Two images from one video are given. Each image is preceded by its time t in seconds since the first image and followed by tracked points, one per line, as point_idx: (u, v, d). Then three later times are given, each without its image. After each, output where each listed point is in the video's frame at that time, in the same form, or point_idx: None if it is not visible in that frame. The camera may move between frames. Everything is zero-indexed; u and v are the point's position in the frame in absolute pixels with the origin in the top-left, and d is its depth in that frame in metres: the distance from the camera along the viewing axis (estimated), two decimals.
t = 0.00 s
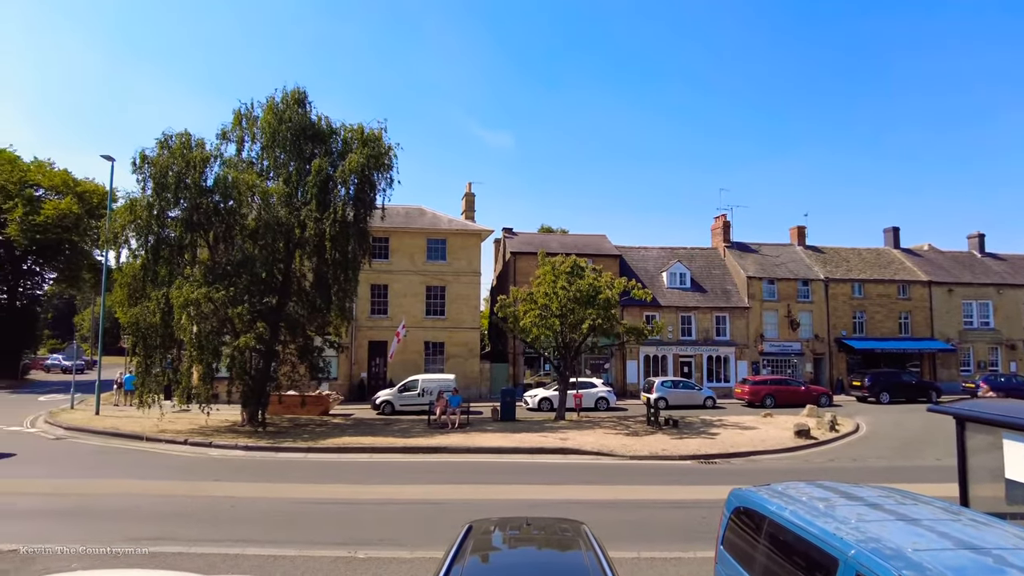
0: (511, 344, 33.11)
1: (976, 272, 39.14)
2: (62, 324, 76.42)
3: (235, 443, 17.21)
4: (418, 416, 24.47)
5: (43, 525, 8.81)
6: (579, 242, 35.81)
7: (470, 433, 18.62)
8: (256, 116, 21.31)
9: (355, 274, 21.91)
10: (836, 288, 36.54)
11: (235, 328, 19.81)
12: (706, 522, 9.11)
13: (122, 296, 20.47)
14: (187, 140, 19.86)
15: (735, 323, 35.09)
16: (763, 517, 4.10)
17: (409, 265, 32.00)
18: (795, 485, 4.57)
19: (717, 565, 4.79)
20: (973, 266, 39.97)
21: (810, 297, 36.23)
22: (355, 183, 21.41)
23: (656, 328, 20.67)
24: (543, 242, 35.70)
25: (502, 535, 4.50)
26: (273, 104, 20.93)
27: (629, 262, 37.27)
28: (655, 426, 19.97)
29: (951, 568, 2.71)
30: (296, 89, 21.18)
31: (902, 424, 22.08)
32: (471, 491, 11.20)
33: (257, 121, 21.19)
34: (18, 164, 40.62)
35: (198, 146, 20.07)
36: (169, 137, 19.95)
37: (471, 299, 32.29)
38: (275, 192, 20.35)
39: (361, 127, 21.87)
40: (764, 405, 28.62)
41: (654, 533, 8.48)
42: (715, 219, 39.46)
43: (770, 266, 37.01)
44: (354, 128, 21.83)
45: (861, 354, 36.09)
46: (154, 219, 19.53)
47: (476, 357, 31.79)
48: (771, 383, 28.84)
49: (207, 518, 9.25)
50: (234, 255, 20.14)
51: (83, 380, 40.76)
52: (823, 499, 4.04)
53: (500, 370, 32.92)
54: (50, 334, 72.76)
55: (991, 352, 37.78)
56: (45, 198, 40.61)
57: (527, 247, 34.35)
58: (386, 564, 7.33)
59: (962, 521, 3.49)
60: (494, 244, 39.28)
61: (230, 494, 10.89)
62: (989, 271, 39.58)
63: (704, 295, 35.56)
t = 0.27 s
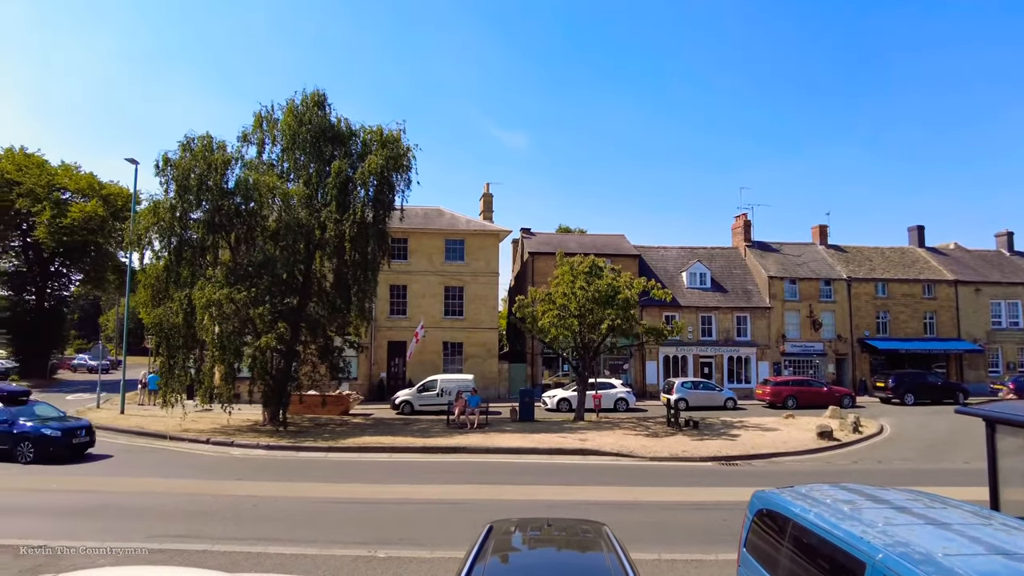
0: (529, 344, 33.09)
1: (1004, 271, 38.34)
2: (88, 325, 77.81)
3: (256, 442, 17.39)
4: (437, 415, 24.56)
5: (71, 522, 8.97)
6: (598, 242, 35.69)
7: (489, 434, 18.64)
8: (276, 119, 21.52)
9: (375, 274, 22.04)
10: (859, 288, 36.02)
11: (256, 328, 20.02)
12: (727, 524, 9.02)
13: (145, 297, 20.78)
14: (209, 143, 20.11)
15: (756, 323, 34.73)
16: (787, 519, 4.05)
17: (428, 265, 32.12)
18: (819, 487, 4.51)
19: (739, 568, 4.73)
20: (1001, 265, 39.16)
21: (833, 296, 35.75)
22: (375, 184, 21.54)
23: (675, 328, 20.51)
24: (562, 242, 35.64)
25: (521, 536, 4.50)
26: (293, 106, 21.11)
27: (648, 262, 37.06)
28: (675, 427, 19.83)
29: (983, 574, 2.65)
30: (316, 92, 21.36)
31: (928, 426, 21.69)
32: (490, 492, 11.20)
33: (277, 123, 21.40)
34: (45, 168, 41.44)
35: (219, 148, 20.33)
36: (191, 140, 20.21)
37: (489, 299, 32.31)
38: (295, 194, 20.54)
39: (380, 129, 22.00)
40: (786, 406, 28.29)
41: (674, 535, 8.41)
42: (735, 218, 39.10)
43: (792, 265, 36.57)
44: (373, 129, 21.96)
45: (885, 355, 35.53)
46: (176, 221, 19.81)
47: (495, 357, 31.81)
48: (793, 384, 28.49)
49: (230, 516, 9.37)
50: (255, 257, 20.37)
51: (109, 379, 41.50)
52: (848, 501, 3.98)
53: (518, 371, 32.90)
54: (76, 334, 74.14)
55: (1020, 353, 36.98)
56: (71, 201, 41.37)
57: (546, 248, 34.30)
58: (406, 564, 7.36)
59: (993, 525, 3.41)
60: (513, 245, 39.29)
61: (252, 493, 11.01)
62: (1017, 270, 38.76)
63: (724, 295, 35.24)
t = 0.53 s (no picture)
0: (550, 344, 33.04)
1: None
2: (117, 325, 79.28)
3: (280, 441, 17.60)
4: (458, 416, 24.62)
5: (100, 518, 9.14)
6: (619, 242, 35.54)
7: (510, 434, 18.63)
8: (299, 121, 21.75)
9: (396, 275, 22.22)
10: (886, 287, 35.42)
11: (279, 328, 20.25)
12: (753, 527, 8.91)
13: (171, 297, 21.12)
14: (233, 145, 20.38)
15: (780, 324, 34.30)
16: (814, 522, 3.99)
17: (449, 266, 32.24)
18: (847, 490, 4.43)
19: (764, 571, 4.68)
20: None
21: (858, 296, 35.20)
22: (396, 185, 21.68)
23: (698, 329, 20.33)
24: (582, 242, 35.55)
25: (544, 537, 4.48)
26: (315, 108, 21.32)
27: (670, 262, 36.81)
28: (698, 428, 19.66)
29: None
30: (338, 94, 21.55)
31: (957, 428, 21.26)
32: (512, 492, 11.18)
33: (300, 125, 21.62)
34: (75, 172, 42.36)
35: (243, 151, 20.60)
36: (216, 142, 20.50)
37: (510, 299, 32.32)
38: (318, 196, 20.75)
39: (401, 130, 22.14)
40: (811, 407, 27.91)
41: (698, 537, 8.33)
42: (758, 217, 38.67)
43: (816, 265, 36.06)
44: (394, 131, 22.10)
45: (913, 355, 34.89)
46: (201, 223, 20.12)
47: (516, 358, 31.81)
48: (818, 384, 28.08)
49: (254, 514, 9.48)
50: (279, 257, 20.61)
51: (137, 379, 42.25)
52: (877, 504, 3.91)
53: (539, 371, 32.87)
54: (104, 334, 75.52)
55: None
56: (100, 204, 42.22)
57: (566, 248, 34.24)
58: (429, 564, 7.37)
59: None
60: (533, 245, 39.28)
61: (276, 492, 11.13)
62: None
63: (748, 295, 34.85)
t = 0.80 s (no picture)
0: (571, 345, 32.96)
1: None
2: (145, 325, 80.82)
3: (305, 440, 17.80)
4: (480, 416, 24.69)
5: (131, 515, 9.32)
6: (641, 241, 35.35)
7: (532, 434, 18.64)
8: (322, 123, 21.98)
9: (418, 275, 22.35)
10: (914, 287, 34.76)
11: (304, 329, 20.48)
12: (779, 529, 8.81)
13: (198, 298, 21.47)
14: (258, 148, 20.67)
15: (805, 324, 33.84)
16: (842, 525, 3.94)
17: (470, 266, 32.34)
18: (877, 493, 4.37)
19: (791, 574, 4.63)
20: None
21: (886, 296, 34.60)
22: (418, 187, 21.81)
23: (722, 329, 20.14)
24: (604, 242, 35.42)
25: (568, 538, 4.48)
26: (338, 111, 21.52)
27: (693, 262, 36.51)
28: (722, 430, 19.48)
29: None
30: (361, 96, 21.74)
31: (990, 431, 20.78)
32: (535, 493, 11.19)
33: (323, 128, 21.86)
34: (105, 176, 43.33)
35: (268, 153, 20.88)
36: (241, 145, 20.81)
37: (531, 299, 32.31)
38: (342, 197, 20.96)
39: (423, 131, 22.27)
40: (837, 408, 27.49)
41: (723, 539, 8.26)
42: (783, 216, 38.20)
43: (842, 264, 35.51)
44: (417, 133, 22.24)
45: (943, 356, 34.17)
46: (227, 225, 20.43)
47: (537, 358, 31.81)
48: (844, 385, 27.66)
49: (280, 512, 9.60)
50: (303, 258, 20.84)
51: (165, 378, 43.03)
52: (908, 508, 3.85)
53: (561, 371, 32.83)
54: (133, 334, 77.02)
55: None
56: (129, 207, 43.10)
57: (588, 248, 34.14)
58: (453, 563, 7.40)
59: None
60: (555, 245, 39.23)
61: (301, 490, 11.26)
62: None
63: (772, 294, 34.44)
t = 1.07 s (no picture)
0: (593, 345, 32.85)
1: None
2: (172, 326, 82.26)
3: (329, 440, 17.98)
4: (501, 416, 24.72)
5: (160, 512, 9.51)
6: (663, 241, 35.12)
7: (555, 435, 18.61)
8: (345, 126, 22.19)
9: (440, 277, 22.44)
10: (944, 286, 34.06)
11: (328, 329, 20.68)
12: (805, 532, 8.69)
13: (224, 299, 21.80)
14: (282, 151, 20.93)
15: (831, 324, 33.33)
16: (871, 529, 3.88)
17: (492, 266, 32.40)
18: (907, 496, 4.30)
19: None
20: None
21: (914, 296, 33.96)
22: (440, 188, 21.93)
23: (746, 329, 19.92)
24: (626, 242, 35.26)
25: (592, 539, 4.48)
26: (361, 113, 21.71)
27: (716, 262, 36.16)
28: (746, 431, 19.27)
29: None
30: (383, 99, 21.91)
31: None
32: (557, 494, 11.17)
33: (346, 130, 22.06)
34: (133, 179, 44.20)
35: (292, 156, 21.13)
36: (265, 148, 21.09)
37: (553, 300, 32.28)
38: (365, 199, 21.13)
39: (445, 133, 22.36)
40: (864, 410, 27.04)
41: (747, 542, 8.19)
42: (808, 215, 37.69)
43: (869, 263, 34.93)
44: (438, 134, 22.34)
45: (974, 357, 33.43)
46: (252, 227, 20.73)
47: (559, 359, 31.75)
48: (871, 387, 27.20)
49: (305, 511, 9.72)
50: (327, 260, 21.04)
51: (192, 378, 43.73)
52: (940, 512, 3.77)
53: (583, 372, 32.74)
54: (160, 335, 78.41)
55: None
56: (156, 210, 43.91)
57: (610, 248, 34.01)
58: (476, 563, 7.43)
59: None
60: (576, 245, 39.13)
61: (326, 489, 11.39)
62: None
63: (797, 294, 33.98)
